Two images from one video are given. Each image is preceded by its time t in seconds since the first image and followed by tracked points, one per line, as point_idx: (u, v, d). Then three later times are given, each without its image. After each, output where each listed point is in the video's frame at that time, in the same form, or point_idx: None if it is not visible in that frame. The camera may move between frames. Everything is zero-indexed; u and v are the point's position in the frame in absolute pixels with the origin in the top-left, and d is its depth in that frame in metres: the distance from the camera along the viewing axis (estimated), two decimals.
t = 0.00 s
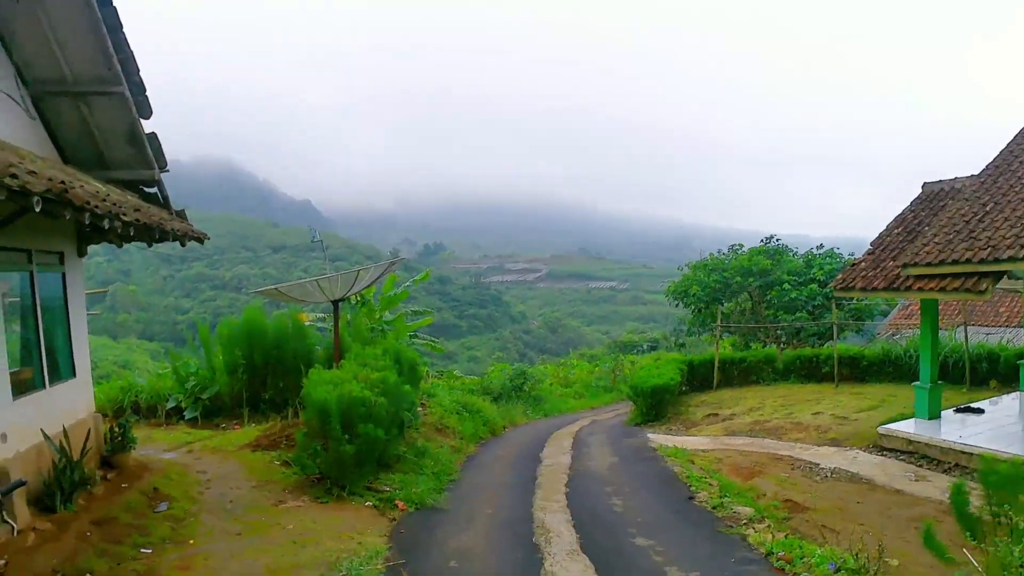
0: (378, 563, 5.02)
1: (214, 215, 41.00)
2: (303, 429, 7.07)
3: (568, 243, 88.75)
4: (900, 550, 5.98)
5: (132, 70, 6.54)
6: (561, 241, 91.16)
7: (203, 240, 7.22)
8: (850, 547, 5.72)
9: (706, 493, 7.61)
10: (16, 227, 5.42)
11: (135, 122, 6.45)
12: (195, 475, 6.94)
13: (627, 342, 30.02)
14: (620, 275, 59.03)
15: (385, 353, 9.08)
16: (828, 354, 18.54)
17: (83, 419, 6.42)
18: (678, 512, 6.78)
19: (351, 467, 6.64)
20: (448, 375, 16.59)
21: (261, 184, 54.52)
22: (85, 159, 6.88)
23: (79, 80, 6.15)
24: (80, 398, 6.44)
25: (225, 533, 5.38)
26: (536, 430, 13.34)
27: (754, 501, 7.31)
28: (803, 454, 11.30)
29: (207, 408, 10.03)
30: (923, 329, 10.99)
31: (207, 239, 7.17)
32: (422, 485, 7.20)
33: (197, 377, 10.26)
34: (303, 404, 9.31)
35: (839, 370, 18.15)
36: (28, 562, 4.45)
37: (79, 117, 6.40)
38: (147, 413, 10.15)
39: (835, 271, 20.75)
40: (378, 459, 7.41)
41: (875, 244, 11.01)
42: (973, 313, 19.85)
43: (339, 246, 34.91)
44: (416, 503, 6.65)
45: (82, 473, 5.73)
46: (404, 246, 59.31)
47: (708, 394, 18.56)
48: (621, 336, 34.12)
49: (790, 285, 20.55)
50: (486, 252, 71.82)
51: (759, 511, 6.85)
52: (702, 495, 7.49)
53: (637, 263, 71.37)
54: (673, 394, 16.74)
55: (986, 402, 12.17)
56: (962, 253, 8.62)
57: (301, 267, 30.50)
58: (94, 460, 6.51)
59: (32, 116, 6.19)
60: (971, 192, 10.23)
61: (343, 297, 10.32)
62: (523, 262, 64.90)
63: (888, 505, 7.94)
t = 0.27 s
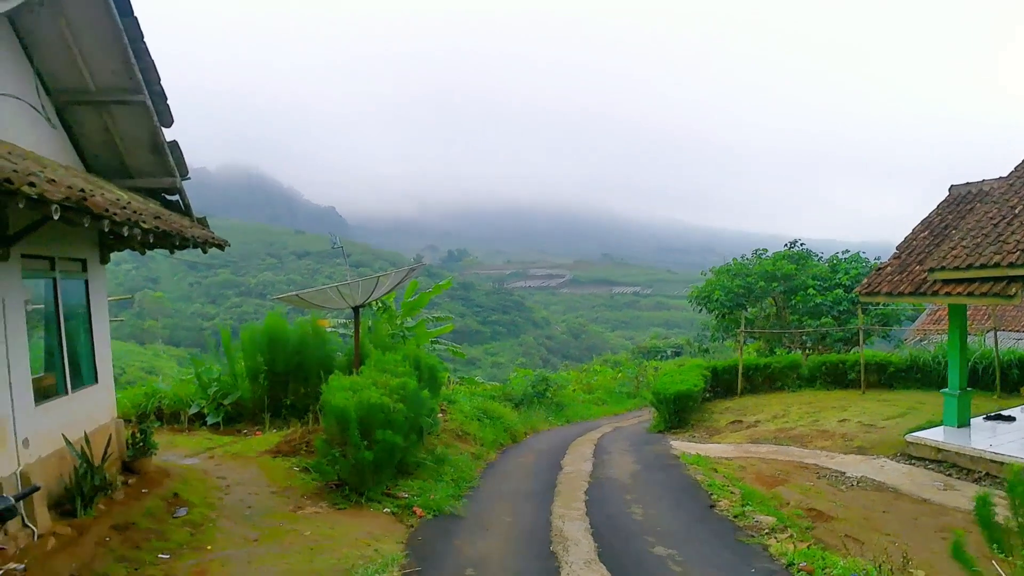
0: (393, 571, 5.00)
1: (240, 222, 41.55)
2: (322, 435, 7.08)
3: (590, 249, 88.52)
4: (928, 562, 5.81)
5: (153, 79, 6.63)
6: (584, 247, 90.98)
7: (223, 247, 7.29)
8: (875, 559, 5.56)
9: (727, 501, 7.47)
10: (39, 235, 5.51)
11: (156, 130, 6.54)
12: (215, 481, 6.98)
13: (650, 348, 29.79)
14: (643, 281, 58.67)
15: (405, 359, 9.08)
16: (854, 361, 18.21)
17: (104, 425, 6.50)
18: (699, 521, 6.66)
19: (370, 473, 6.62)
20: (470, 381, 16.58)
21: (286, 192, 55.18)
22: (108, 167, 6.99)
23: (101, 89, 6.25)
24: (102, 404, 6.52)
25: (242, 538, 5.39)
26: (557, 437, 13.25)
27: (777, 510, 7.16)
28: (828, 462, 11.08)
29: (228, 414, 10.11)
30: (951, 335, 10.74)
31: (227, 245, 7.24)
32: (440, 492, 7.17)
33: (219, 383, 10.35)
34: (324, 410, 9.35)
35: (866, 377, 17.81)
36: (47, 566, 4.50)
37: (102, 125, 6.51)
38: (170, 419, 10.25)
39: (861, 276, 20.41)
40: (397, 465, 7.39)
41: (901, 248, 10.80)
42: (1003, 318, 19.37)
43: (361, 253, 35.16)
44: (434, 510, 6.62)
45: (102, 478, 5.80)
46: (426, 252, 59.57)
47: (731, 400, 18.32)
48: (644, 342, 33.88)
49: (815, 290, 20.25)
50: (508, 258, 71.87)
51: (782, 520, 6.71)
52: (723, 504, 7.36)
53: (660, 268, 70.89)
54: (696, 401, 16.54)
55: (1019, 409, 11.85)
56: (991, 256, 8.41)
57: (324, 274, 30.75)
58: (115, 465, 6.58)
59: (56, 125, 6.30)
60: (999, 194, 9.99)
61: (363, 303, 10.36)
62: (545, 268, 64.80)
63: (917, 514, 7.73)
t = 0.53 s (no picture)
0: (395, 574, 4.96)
1: (257, 222, 41.84)
2: (330, 437, 7.06)
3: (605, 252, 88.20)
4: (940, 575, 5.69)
5: (164, 79, 6.64)
6: (599, 250, 90.72)
7: (233, 247, 7.30)
8: (885, 570, 5.46)
9: (736, 509, 7.37)
10: (48, 233, 5.53)
11: (166, 129, 6.55)
12: (222, 480, 6.98)
13: (664, 352, 29.62)
14: (658, 284, 58.38)
15: (415, 361, 9.05)
16: (870, 367, 17.99)
17: (112, 423, 6.53)
18: (707, 529, 6.57)
19: (376, 475, 6.59)
20: (481, 383, 16.55)
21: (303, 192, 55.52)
22: (120, 166, 7.02)
23: (112, 88, 6.28)
24: (110, 402, 6.55)
25: (246, 539, 5.38)
26: (568, 441, 13.17)
27: (787, 518, 7.05)
28: (841, 469, 10.92)
29: (238, 413, 10.13)
30: (969, 342, 10.56)
31: (237, 245, 7.25)
32: (447, 495, 7.13)
33: (229, 382, 10.39)
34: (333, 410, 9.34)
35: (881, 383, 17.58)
36: (50, 563, 4.51)
37: (112, 125, 6.54)
38: (180, 417, 10.29)
39: (877, 282, 20.17)
40: (405, 468, 7.36)
41: (918, 254, 10.64)
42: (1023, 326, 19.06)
43: (376, 254, 35.27)
44: (440, 513, 6.58)
45: (108, 476, 5.82)
46: (441, 254, 59.68)
47: (744, 405, 18.13)
48: (658, 346, 33.69)
49: (831, 295, 20.02)
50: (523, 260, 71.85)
51: (791, 529, 6.60)
52: (732, 511, 7.27)
53: (675, 271, 70.50)
54: (709, 405, 16.40)
55: None
56: (1008, 263, 8.25)
57: (338, 274, 30.86)
58: (122, 463, 6.60)
59: (67, 124, 6.35)
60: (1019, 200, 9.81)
61: (375, 305, 10.35)
62: (560, 270, 64.69)
63: (930, 525, 7.59)
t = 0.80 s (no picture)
0: (383, 567, 4.95)
1: (259, 212, 41.84)
2: (323, 428, 7.05)
3: (608, 248, 88.04)
4: None
5: (159, 65, 6.61)
6: (602, 245, 90.58)
7: (228, 236, 7.30)
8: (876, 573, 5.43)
9: (729, 508, 7.35)
10: (41, 219, 5.50)
11: (161, 116, 6.53)
12: (214, 469, 6.97)
13: (664, 349, 29.60)
14: (660, 281, 58.30)
15: (410, 353, 9.03)
16: (869, 368, 17.95)
17: (104, 410, 6.52)
18: (699, 528, 6.55)
19: (368, 467, 6.58)
20: (479, 377, 16.55)
21: (306, 183, 55.49)
22: (115, 154, 7.00)
23: (107, 75, 6.26)
24: (102, 389, 6.54)
25: (235, 529, 5.37)
26: (563, 436, 13.16)
27: (780, 518, 7.04)
28: (837, 470, 10.90)
29: (234, 403, 10.12)
30: (968, 345, 10.51)
31: (232, 234, 7.24)
32: (439, 488, 7.12)
33: (225, 371, 10.38)
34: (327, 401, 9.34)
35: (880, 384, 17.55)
36: (37, 551, 4.50)
37: (108, 112, 6.52)
38: (176, 406, 10.29)
39: (878, 282, 20.09)
40: (398, 460, 7.35)
41: (919, 255, 10.58)
42: None
43: (378, 245, 35.24)
44: (431, 507, 6.56)
45: (99, 463, 5.81)
46: (444, 247, 59.65)
47: (742, 404, 18.11)
48: (657, 342, 33.67)
49: (831, 295, 19.97)
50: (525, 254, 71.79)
51: (784, 530, 6.58)
52: (724, 510, 7.24)
53: (678, 268, 70.40)
54: (706, 403, 16.38)
55: None
56: (1009, 266, 8.20)
57: (340, 265, 30.86)
58: (113, 451, 6.58)
59: (62, 111, 6.32)
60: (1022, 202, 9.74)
61: (371, 296, 10.33)
62: (562, 265, 64.64)
63: (924, 528, 7.57)
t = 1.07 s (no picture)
0: (358, 553, 4.93)
1: (244, 194, 41.44)
2: (301, 412, 7.01)
3: (595, 236, 88.13)
4: (906, 569, 5.74)
5: (136, 42, 6.48)
6: (589, 233, 90.64)
7: (207, 217, 7.22)
8: (851, 563, 5.49)
9: (708, 497, 7.40)
10: (12, 197, 5.37)
11: (139, 95, 6.42)
12: (191, 453, 6.91)
13: (648, 337, 29.74)
14: (645, 269, 58.49)
15: (390, 337, 8.99)
16: (850, 359, 18.14)
17: (78, 392, 6.43)
18: (677, 517, 6.59)
19: (345, 451, 6.55)
20: (462, 363, 16.54)
21: (292, 165, 54.99)
22: (92, 133, 6.88)
23: (82, 52, 6.13)
24: (77, 371, 6.45)
25: (210, 514, 5.33)
26: (545, 422, 13.19)
27: (758, 508, 7.09)
28: (816, 460, 11.02)
29: (213, 386, 10.04)
30: (947, 337, 10.62)
31: (211, 215, 7.17)
32: (418, 474, 7.11)
33: (205, 354, 10.28)
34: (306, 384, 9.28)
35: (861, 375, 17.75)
36: (7, 534, 4.44)
37: (84, 90, 6.39)
38: (155, 388, 10.19)
39: (861, 274, 20.25)
40: (377, 445, 7.34)
41: (901, 247, 10.66)
42: (1003, 322, 19.25)
43: (363, 230, 35.03)
44: (409, 492, 6.56)
45: (72, 446, 5.73)
46: (430, 232, 59.43)
47: (724, 393, 18.25)
48: (642, 331, 33.83)
49: (814, 286, 20.12)
50: (512, 241, 71.74)
51: (762, 519, 6.64)
52: (703, 499, 7.29)
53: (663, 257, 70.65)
54: (688, 392, 16.49)
55: (1011, 415, 11.74)
56: (991, 260, 8.26)
57: (325, 249, 30.68)
58: (88, 435, 6.49)
59: (36, 88, 6.19)
60: (1004, 196, 9.82)
61: (352, 279, 10.26)
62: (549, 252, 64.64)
63: (898, 519, 7.68)
